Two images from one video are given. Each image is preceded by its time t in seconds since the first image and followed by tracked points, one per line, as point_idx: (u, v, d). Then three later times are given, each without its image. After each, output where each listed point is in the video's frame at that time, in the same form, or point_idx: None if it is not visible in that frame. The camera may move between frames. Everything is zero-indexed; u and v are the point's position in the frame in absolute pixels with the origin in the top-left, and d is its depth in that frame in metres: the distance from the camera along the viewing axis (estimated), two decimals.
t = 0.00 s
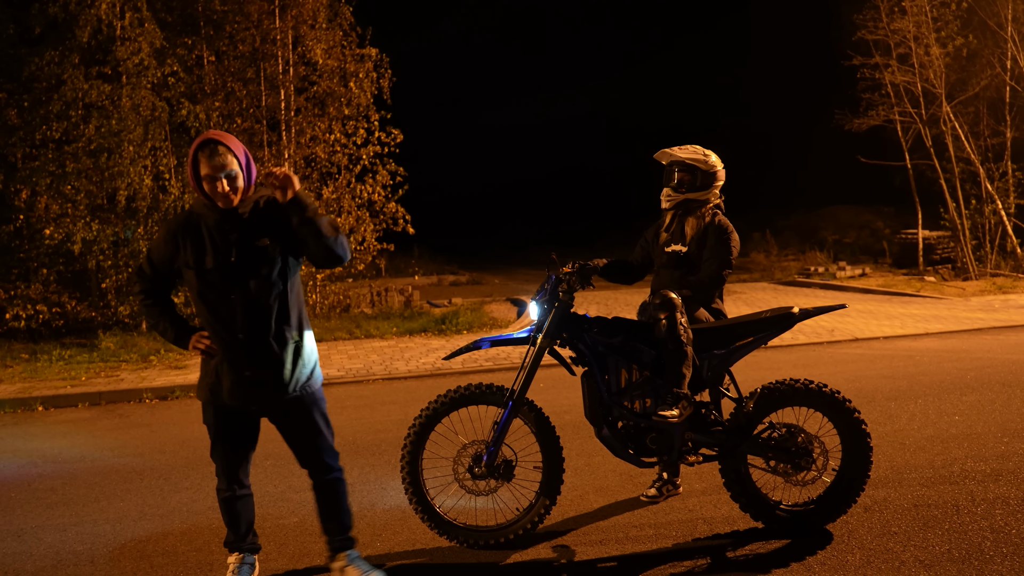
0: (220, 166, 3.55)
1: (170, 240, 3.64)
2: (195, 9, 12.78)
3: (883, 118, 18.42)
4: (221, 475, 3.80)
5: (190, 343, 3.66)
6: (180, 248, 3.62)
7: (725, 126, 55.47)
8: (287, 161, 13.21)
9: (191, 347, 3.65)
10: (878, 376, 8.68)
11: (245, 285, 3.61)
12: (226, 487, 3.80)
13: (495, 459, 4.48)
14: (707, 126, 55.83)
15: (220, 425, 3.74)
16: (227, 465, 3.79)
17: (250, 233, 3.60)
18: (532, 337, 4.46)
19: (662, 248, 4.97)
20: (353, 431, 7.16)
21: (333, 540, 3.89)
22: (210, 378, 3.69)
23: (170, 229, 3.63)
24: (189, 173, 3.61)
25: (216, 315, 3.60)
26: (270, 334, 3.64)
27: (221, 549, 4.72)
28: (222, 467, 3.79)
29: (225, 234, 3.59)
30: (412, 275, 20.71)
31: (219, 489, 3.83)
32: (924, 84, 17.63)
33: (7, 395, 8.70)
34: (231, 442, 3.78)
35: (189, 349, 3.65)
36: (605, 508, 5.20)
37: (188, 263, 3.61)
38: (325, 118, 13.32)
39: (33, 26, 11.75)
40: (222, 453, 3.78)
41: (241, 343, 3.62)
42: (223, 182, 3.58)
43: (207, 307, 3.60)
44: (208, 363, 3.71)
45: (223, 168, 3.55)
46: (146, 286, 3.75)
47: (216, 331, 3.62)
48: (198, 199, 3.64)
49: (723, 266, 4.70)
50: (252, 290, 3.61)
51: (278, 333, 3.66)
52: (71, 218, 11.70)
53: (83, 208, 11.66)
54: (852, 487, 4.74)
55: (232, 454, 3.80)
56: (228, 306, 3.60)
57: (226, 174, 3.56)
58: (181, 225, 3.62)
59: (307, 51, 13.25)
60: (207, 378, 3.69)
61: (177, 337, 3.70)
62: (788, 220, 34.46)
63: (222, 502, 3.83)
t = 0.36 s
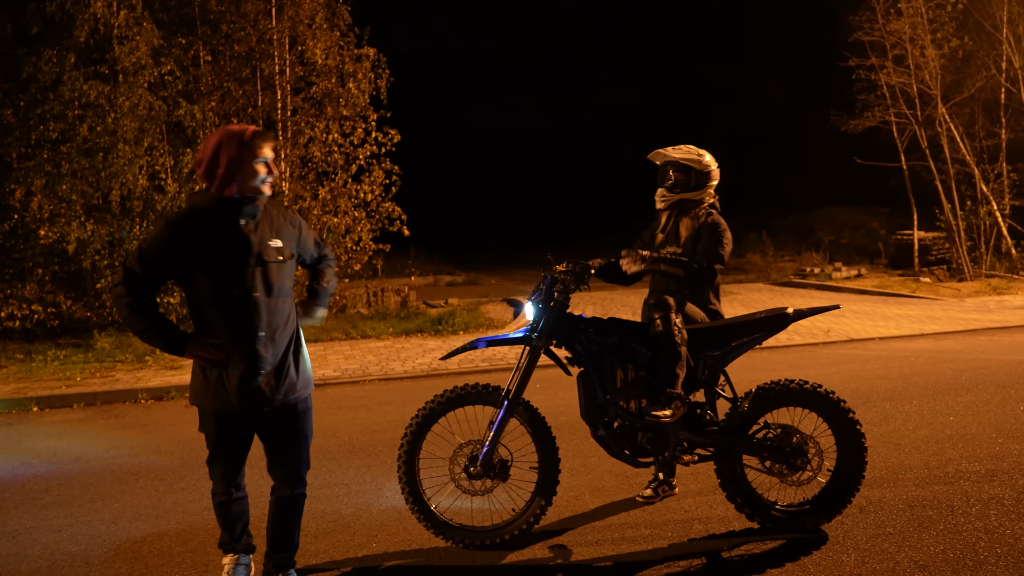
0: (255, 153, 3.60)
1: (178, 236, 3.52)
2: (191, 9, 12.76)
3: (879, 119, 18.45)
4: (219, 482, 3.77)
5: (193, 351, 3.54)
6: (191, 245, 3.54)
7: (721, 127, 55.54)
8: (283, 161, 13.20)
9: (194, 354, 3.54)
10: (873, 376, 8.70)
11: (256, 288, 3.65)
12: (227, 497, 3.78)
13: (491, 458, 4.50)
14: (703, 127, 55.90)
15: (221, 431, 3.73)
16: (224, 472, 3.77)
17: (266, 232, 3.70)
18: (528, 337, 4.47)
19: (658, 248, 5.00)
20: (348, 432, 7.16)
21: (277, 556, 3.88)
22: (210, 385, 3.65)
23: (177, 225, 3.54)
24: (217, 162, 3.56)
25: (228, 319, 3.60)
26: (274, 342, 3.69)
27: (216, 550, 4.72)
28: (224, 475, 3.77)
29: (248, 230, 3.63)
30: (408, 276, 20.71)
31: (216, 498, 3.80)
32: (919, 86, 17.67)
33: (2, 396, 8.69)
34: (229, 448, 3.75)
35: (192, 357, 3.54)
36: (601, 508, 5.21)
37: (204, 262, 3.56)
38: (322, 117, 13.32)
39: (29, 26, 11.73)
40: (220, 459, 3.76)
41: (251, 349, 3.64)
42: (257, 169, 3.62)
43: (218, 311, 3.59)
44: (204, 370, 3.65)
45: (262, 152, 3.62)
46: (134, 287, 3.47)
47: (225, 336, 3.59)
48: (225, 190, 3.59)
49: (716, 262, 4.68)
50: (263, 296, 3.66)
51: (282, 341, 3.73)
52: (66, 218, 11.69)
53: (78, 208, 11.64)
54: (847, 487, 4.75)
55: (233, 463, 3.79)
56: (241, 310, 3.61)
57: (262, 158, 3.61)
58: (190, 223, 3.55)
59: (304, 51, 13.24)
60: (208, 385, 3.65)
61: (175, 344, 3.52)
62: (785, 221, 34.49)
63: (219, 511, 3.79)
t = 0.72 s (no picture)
0: (290, 151, 3.80)
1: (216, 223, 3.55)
2: (186, 10, 12.72)
3: (873, 121, 18.48)
4: (232, 489, 3.64)
5: (209, 339, 3.49)
6: (227, 234, 3.56)
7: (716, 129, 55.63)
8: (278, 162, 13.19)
9: (217, 343, 3.50)
10: (867, 378, 8.72)
11: (284, 284, 3.77)
12: (239, 507, 3.66)
13: (486, 460, 4.50)
14: (698, 129, 55.98)
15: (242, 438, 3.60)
16: (241, 482, 3.63)
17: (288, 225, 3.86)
18: (523, 339, 4.47)
19: (644, 249, 4.95)
20: (343, 433, 7.16)
21: (274, 555, 3.90)
22: (227, 379, 3.59)
23: (215, 211, 3.57)
24: (259, 157, 3.68)
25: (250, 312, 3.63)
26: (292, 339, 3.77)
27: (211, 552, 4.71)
28: (241, 484, 3.63)
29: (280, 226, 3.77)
30: (404, 277, 20.69)
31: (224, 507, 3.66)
32: (913, 88, 17.72)
33: None
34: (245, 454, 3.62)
35: (216, 346, 3.50)
36: (596, 510, 5.21)
37: (238, 252, 3.58)
38: (317, 119, 13.31)
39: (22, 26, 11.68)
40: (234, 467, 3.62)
41: (274, 346, 3.67)
42: (291, 167, 3.82)
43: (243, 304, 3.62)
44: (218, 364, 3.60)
45: (295, 150, 3.82)
46: (160, 267, 3.43)
47: (249, 330, 3.62)
48: (265, 185, 3.71)
49: (709, 271, 4.73)
50: (288, 293, 3.78)
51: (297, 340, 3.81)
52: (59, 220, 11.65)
53: (72, 209, 11.63)
54: (841, 489, 4.76)
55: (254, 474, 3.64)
56: (264, 304, 3.67)
57: (295, 157, 3.82)
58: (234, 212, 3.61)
59: (299, 53, 13.23)
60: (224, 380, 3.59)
61: (198, 332, 3.47)
62: (780, 223, 34.54)
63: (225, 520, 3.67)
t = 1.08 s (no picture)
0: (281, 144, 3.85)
1: (222, 223, 3.50)
2: (183, 11, 12.71)
3: (869, 123, 18.50)
4: (230, 493, 3.64)
5: (227, 341, 3.52)
6: (233, 234, 3.54)
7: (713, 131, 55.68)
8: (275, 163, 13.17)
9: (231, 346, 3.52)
10: (864, 379, 8.73)
11: (283, 284, 3.81)
12: (235, 512, 3.67)
13: (483, 463, 4.49)
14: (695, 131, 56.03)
15: (247, 443, 3.63)
16: (242, 485, 3.64)
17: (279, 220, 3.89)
18: (520, 340, 4.47)
19: (634, 249, 4.96)
20: (340, 435, 7.15)
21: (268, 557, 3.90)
22: (233, 382, 3.60)
23: (220, 211, 3.52)
24: (260, 153, 3.72)
25: (256, 313, 3.64)
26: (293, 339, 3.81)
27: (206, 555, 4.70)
28: (242, 490, 3.65)
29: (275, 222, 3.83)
30: (400, 278, 20.69)
31: (222, 515, 3.66)
32: (910, 90, 17.73)
33: None
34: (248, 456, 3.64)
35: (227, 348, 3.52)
36: (593, 512, 5.21)
37: (243, 252, 3.57)
38: (315, 121, 13.30)
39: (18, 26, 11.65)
40: (234, 475, 3.64)
41: (279, 348, 3.71)
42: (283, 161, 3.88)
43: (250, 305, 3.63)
44: (223, 366, 3.61)
45: (285, 144, 3.88)
46: (173, 272, 3.38)
47: (257, 331, 3.64)
48: (259, 180, 3.75)
49: (700, 274, 4.72)
50: (288, 293, 3.83)
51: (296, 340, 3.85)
52: (55, 221, 11.65)
53: (69, 210, 11.64)
54: (838, 491, 4.76)
55: (252, 481, 3.67)
56: (268, 305, 3.70)
57: (287, 151, 3.88)
58: (236, 214, 3.57)
59: (297, 54, 13.22)
60: (229, 382, 3.60)
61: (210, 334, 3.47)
62: (776, 225, 34.57)
63: (225, 527, 3.67)
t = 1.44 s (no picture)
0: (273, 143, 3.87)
1: (223, 230, 3.50)
2: (178, 12, 12.71)
3: (864, 125, 18.55)
4: (217, 497, 3.65)
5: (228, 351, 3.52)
6: (233, 240, 3.53)
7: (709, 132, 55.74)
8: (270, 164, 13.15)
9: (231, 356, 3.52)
10: (860, 380, 8.75)
11: (278, 286, 3.80)
12: (218, 515, 3.67)
13: (479, 464, 4.49)
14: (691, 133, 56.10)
15: (239, 448, 3.64)
16: (234, 488, 3.66)
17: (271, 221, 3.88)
18: (517, 342, 4.48)
19: (630, 251, 4.98)
20: (337, 436, 7.14)
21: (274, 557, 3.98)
22: (231, 389, 3.60)
23: (219, 217, 3.51)
24: (254, 152, 3.73)
25: (257, 320, 3.63)
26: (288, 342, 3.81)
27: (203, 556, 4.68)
28: (232, 493, 3.67)
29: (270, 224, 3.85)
30: (396, 279, 20.67)
31: (210, 518, 3.67)
32: (904, 92, 17.77)
33: None
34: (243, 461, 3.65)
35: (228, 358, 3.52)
36: (590, 512, 5.22)
37: (243, 258, 3.57)
38: (311, 122, 13.28)
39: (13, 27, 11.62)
40: (224, 479, 3.64)
41: (278, 352, 3.71)
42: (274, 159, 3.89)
43: (250, 310, 3.62)
44: (221, 373, 3.59)
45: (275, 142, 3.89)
46: (179, 286, 3.36)
47: (257, 338, 3.63)
48: (252, 181, 3.75)
49: (695, 276, 4.72)
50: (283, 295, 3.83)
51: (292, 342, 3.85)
52: (50, 221, 11.63)
53: (64, 211, 11.63)
54: (835, 491, 4.77)
55: (242, 485, 3.68)
56: (268, 308, 3.69)
57: (278, 149, 3.90)
58: (236, 219, 3.57)
59: (293, 55, 13.21)
60: (226, 388, 3.59)
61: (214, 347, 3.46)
62: (771, 226, 34.64)
63: (213, 530, 3.68)
